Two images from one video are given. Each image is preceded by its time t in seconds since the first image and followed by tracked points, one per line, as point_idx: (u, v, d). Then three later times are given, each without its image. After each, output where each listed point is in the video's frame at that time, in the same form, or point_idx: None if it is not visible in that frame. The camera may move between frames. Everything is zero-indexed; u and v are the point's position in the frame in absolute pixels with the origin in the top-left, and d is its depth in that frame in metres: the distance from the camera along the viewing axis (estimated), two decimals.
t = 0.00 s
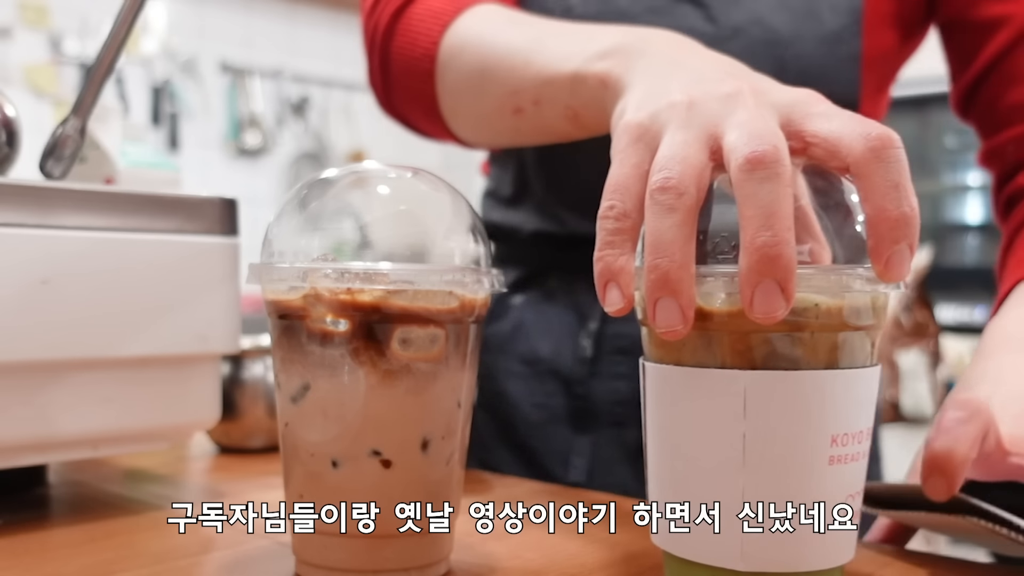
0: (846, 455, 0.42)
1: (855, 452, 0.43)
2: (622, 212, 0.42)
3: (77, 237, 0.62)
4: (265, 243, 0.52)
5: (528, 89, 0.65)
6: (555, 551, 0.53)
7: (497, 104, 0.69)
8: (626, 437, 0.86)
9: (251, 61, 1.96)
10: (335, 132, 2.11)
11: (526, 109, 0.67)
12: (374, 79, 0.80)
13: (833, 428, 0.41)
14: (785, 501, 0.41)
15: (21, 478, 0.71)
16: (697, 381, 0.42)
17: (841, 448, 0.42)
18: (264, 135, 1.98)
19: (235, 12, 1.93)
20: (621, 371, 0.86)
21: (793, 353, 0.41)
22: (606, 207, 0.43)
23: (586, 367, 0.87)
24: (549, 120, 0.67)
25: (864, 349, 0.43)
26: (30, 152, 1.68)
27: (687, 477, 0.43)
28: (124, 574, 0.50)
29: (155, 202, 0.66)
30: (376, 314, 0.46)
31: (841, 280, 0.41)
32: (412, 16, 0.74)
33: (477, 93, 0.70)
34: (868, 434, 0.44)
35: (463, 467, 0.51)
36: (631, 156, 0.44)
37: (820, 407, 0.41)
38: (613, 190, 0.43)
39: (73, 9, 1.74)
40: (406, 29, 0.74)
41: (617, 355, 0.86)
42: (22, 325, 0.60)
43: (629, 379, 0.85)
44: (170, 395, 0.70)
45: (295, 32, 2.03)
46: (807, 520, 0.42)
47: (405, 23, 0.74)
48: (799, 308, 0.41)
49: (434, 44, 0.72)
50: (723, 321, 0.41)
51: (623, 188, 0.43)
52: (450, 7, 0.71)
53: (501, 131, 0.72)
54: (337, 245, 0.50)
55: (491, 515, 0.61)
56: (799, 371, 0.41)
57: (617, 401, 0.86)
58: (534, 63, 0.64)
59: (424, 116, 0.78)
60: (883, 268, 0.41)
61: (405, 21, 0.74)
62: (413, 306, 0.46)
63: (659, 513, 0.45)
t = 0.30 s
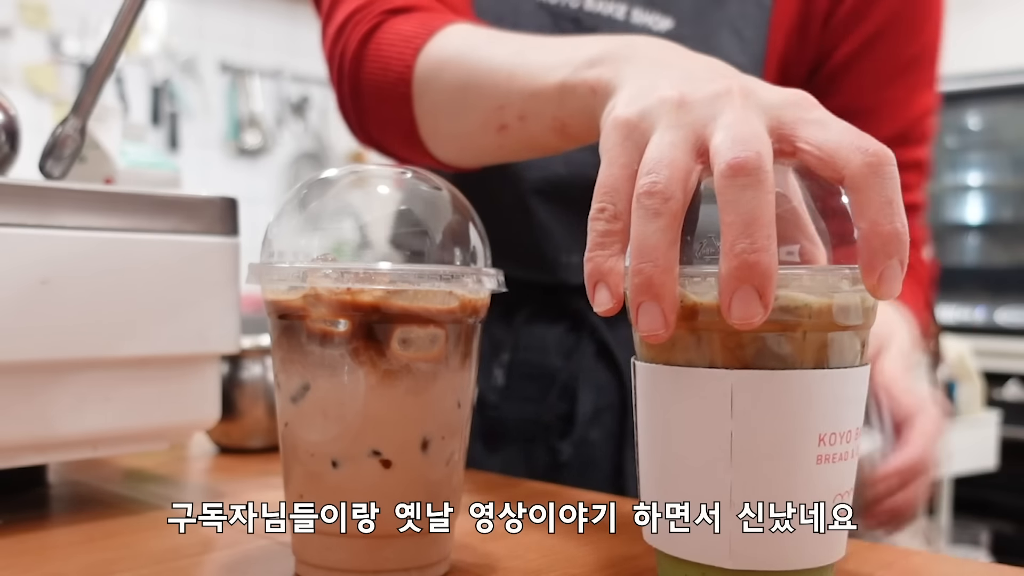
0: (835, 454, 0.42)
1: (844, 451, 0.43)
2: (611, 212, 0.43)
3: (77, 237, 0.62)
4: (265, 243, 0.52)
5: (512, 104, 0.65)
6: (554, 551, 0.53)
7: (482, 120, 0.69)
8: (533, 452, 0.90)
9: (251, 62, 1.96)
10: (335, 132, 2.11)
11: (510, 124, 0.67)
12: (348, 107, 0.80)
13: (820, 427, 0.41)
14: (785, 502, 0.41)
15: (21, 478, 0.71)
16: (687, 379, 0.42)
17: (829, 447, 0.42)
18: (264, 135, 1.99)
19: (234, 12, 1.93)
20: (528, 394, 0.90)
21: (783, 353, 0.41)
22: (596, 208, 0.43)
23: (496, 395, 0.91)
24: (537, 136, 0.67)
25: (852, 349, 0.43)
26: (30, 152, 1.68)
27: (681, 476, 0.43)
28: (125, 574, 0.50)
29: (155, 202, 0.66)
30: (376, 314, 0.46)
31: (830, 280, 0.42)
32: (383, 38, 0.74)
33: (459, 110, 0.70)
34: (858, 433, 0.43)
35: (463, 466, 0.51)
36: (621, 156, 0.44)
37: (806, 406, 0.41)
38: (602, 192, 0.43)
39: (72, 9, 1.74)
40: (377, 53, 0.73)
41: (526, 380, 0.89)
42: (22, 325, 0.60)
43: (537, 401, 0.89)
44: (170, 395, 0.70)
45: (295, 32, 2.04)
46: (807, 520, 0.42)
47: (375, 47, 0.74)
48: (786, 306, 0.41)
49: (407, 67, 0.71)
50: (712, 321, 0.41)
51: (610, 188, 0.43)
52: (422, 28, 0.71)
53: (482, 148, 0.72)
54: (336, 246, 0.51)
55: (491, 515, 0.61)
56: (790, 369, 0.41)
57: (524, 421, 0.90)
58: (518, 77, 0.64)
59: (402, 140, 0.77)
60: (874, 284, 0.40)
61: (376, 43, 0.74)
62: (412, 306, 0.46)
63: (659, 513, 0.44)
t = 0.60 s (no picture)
0: (818, 453, 0.42)
1: (830, 451, 0.43)
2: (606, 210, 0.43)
3: (78, 238, 0.62)
4: (265, 243, 0.52)
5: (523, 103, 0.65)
6: (554, 550, 0.53)
7: (488, 120, 0.69)
8: (535, 435, 0.91)
9: (251, 62, 1.96)
10: (335, 132, 2.11)
11: (516, 122, 0.67)
12: (350, 111, 0.79)
13: (800, 426, 0.42)
14: (784, 502, 0.42)
15: (21, 478, 0.71)
16: (669, 376, 0.43)
17: (810, 446, 0.42)
18: (264, 135, 1.99)
19: (234, 12, 1.93)
20: (526, 381, 0.90)
21: (772, 353, 0.42)
22: (593, 205, 0.44)
23: (497, 385, 0.90)
24: (542, 132, 0.67)
25: (843, 347, 0.44)
26: (30, 152, 1.69)
27: (669, 474, 0.44)
28: (125, 574, 0.50)
29: (155, 202, 0.66)
30: (376, 314, 0.46)
31: (822, 279, 0.42)
32: (387, 38, 0.73)
33: (465, 112, 0.70)
34: (847, 433, 0.44)
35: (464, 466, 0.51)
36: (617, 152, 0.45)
37: (787, 405, 0.41)
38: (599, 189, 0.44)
39: (73, 9, 1.74)
40: (382, 54, 0.72)
41: (524, 367, 0.90)
42: (22, 325, 0.60)
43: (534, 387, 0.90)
44: (170, 395, 0.70)
45: (295, 32, 2.04)
46: (807, 520, 0.42)
47: (379, 48, 0.73)
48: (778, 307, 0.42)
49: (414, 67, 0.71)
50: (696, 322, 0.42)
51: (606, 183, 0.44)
52: (427, 28, 0.71)
53: (490, 148, 0.72)
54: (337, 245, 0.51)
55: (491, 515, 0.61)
56: (774, 368, 0.41)
57: (523, 407, 0.90)
58: (529, 76, 0.64)
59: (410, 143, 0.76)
60: (850, 290, 0.40)
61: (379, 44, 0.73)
62: (412, 306, 0.46)
63: (659, 513, 0.45)
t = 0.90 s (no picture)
0: (817, 453, 0.42)
1: (829, 451, 0.43)
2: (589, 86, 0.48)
3: (78, 238, 0.62)
4: (265, 243, 0.52)
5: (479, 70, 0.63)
6: (553, 550, 0.53)
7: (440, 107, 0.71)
8: (593, 422, 0.90)
9: (251, 61, 1.97)
10: (336, 131, 2.10)
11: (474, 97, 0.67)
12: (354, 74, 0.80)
13: (799, 426, 0.42)
14: (784, 501, 0.42)
15: (21, 478, 0.71)
16: (667, 376, 0.43)
17: (809, 445, 0.42)
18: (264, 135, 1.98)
19: (235, 12, 1.93)
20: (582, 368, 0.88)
21: (771, 352, 0.42)
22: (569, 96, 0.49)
23: (554, 373, 0.88)
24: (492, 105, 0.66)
25: (843, 346, 0.44)
26: (30, 152, 1.69)
27: (667, 473, 0.44)
28: (124, 573, 0.50)
29: (155, 202, 0.66)
30: (375, 313, 0.46)
31: (821, 279, 0.42)
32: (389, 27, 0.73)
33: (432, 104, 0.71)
34: (847, 432, 0.44)
35: (463, 466, 0.50)
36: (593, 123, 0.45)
37: (785, 404, 0.41)
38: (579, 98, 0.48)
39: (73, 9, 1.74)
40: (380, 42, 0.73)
41: (582, 358, 0.88)
42: (22, 325, 0.60)
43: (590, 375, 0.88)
44: (170, 395, 0.69)
45: (295, 31, 2.04)
46: (807, 520, 0.42)
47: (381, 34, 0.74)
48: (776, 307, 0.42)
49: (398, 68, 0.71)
50: (694, 321, 0.43)
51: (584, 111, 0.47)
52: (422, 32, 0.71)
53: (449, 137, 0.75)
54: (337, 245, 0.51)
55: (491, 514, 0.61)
56: (773, 367, 0.41)
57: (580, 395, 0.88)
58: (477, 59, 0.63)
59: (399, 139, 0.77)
60: None
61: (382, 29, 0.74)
62: (412, 305, 0.46)
63: (658, 512, 0.44)
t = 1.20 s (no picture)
0: (817, 453, 0.42)
1: (829, 451, 0.43)
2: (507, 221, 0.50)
3: (77, 238, 0.62)
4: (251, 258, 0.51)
5: (372, 92, 0.58)
6: (552, 550, 0.53)
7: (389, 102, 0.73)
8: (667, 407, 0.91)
9: (250, 61, 1.97)
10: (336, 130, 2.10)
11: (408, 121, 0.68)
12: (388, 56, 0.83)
13: (800, 426, 0.42)
14: (785, 501, 0.42)
15: (20, 478, 0.70)
16: (667, 376, 0.43)
17: (810, 446, 0.42)
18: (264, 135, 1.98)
19: (235, 12, 1.94)
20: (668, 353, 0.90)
21: (770, 354, 0.42)
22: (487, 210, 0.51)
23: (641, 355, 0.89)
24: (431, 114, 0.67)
25: (843, 346, 0.44)
26: (30, 151, 1.69)
27: (667, 473, 0.44)
28: (123, 574, 0.50)
29: (155, 202, 0.66)
30: (373, 314, 0.46)
31: (821, 279, 0.42)
32: None
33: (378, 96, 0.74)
34: (846, 432, 0.43)
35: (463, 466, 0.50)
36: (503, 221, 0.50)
37: (784, 405, 0.41)
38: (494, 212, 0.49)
39: (73, 9, 1.74)
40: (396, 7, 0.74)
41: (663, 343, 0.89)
42: (21, 326, 0.60)
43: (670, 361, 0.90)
44: (170, 395, 0.69)
45: (295, 31, 2.04)
46: (807, 520, 0.42)
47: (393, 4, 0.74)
48: (777, 308, 0.42)
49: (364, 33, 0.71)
50: (696, 320, 0.42)
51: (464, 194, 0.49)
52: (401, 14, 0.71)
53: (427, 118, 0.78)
54: (335, 245, 0.49)
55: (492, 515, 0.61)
56: (774, 367, 0.41)
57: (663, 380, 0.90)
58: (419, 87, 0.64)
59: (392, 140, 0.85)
60: None
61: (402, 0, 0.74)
62: (409, 306, 0.46)
63: (658, 513, 0.44)
